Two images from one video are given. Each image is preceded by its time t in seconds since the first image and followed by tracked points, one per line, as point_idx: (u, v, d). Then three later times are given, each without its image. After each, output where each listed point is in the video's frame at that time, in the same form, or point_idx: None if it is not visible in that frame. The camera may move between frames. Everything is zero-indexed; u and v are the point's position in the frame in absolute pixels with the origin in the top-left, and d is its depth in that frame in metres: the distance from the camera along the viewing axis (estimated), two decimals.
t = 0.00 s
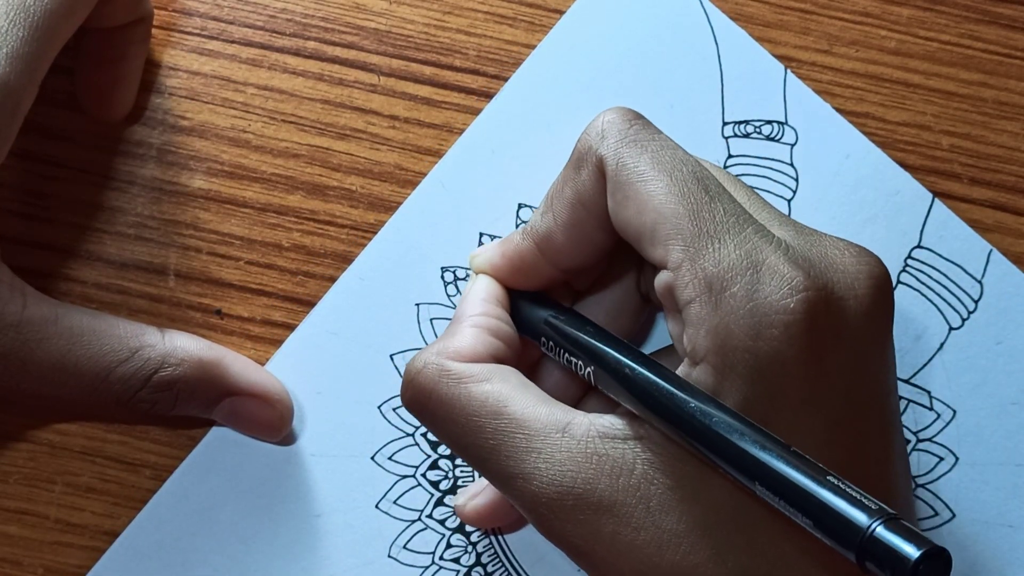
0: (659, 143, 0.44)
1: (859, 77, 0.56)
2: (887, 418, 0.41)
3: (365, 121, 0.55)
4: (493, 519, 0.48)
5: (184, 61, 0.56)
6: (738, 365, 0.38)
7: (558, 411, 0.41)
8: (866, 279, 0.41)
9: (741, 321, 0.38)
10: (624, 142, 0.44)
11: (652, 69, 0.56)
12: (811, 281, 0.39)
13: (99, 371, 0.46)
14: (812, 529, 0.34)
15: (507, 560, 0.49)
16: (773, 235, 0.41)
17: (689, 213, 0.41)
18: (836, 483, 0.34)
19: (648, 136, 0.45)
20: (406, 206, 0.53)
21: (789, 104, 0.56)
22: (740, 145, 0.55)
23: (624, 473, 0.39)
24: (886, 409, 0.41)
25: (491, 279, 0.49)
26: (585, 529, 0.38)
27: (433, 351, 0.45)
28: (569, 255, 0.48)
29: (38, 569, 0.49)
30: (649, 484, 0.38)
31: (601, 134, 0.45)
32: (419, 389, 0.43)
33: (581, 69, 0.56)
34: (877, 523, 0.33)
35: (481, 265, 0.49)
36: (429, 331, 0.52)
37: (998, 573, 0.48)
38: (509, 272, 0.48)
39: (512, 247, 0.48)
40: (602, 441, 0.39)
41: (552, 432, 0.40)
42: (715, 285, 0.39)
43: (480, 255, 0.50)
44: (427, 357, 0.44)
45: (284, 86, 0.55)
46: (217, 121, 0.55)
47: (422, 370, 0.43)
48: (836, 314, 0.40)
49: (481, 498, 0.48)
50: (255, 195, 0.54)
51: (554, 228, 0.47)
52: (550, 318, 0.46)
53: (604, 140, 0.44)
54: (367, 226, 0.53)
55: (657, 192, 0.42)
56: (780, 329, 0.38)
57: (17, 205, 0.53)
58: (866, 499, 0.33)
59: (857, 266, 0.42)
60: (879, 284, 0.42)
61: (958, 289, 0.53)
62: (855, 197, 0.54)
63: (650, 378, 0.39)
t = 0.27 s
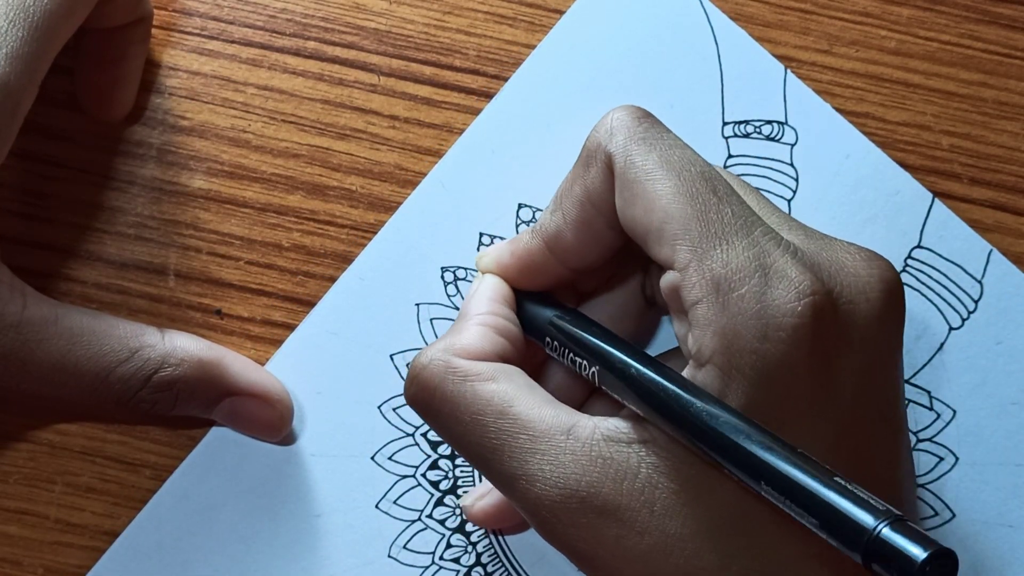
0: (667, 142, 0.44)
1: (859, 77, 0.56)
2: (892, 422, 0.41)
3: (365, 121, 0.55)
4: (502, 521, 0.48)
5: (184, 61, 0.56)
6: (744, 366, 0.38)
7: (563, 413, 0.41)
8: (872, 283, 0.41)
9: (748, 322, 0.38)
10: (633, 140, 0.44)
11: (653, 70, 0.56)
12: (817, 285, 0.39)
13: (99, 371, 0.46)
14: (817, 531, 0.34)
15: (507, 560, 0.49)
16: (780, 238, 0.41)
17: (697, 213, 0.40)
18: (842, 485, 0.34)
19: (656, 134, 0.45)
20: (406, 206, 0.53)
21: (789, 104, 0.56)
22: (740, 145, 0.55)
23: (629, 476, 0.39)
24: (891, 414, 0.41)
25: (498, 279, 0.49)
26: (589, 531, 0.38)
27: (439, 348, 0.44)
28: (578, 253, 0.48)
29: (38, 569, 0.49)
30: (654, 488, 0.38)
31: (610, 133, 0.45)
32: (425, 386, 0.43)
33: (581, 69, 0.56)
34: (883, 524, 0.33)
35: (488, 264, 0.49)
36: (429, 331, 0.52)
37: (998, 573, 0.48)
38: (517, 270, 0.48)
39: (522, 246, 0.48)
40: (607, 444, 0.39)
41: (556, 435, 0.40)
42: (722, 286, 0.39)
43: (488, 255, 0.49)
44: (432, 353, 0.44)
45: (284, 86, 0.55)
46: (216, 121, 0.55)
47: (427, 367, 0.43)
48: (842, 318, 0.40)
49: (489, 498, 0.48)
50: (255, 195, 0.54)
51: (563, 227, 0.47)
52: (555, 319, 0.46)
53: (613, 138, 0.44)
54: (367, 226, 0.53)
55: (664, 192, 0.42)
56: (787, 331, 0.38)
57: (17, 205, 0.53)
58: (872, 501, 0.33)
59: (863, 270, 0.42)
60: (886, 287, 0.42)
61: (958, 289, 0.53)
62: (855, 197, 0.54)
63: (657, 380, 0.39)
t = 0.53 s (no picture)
0: (658, 148, 0.44)
1: (859, 77, 0.56)
2: (887, 420, 0.41)
3: (365, 121, 0.55)
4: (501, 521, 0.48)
5: (184, 61, 0.56)
6: (739, 371, 0.38)
7: (559, 416, 0.41)
8: (866, 283, 0.41)
9: (742, 326, 0.38)
10: (623, 149, 0.44)
11: (653, 70, 0.56)
12: (812, 285, 0.39)
13: (99, 371, 0.46)
14: (812, 538, 0.34)
15: (507, 560, 0.49)
16: (774, 239, 0.41)
17: (690, 218, 0.41)
18: (836, 492, 0.34)
19: (647, 141, 0.45)
20: (406, 206, 0.53)
21: (789, 104, 0.56)
22: (740, 145, 0.55)
23: (624, 478, 0.39)
24: (886, 411, 0.41)
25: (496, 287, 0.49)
26: (585, 534, 0.38)
27: (433, 354, 0.45)
28: (575, 265, 0.48)
29: (38, 570, 0.49)
30: (649, 489, 0.38)
31: (601, 142, 0.45)
32: (420, 392, 0.43)
33: (581, 69, 0.56)
34: (877, 531, 0.32)
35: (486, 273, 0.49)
36: (429, 331, 0.52)
37: (998, 572, 0.48)
38: (513, 282, 0.48)
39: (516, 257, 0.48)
40: (602, 446, 0.39)
41: (552, 437, 0.40)
42: (716, 291, 0.39)
43: (485, 263, 0.49)
44: (427, 360, 0.44)
45: (284, 86, 0.55)
46: (217, 121, 0.55)
47: (422, 374, 0.43)
48: (837, 318, 0.40)
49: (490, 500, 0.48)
50: (256, 195, 0.54)
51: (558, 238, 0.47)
52: (553, 328, 0.46)
53: (604, 148, 0.44)
54: (367, 226, 0.53)
55: (657, 198, 0.42)
56: (781, 334, 0.38)
57: (17, 205, 0.53)
58: (866, 508, 0.33)
59: (858, 270, 0.42)
60: (880, 288, 0.42)
61: (957, 289, 0.53)
62: (855, 197, 0.54)
63: (651, 386, 0.39)
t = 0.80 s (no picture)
0: (676, 143, 0.44)
1: (859, 77, 0.56)
2: (898, 423, 0.41)
3: (365, 121, 0.55)
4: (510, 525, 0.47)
5: (184, 61, 0.56)
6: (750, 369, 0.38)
7: (569, 413, 0.41)
8: (879, 288, 0.41)
9: (754, 324, 0.38)
10: (642, 142, 0.44)
11: (653, 70, 0.56)
12: (824, 288, 0.39)
13: (99, 372, 0.46)
14: (823, 533, 0.34)
15: (507, 560, 0.49)
16: (787, 240, 0.41)
17: (705, 215, 0.41)
18: (848, 488, 0.34)
19: (665, 136, 0.45)
20: (406, 206, 0.53)
21: (789, 104, 0.56)
22: (740, 145, 0.55)
23: (633, 477, 0.39)
24: (898, 415, 0.41)
25: (509, 281, 0.49)
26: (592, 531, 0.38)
27: (445, 344, 0.44)
28: (589, 255, 0.48)
29: (38, 569, 0.49)
30: (658, 489, 0.38)
31: (619, 133, 0.45)
32: (430, 382, 0.43)
33: (582, 68, 0.56)
34: (889, 526, 0.32)
35: (498, 267, 0.49)
36: (429, 331, 0.52)
37: (998, 573, 0.48)
38: (527, 272, 0.49)
39: (531, 249, 0.49)
40: (612, 445, 0.39)
41: (561, 434, 0.40)
42: (729, 288, 0.39)
43: (497, 258, 0.50)
44: (439, 348, 0.44)
45: (284, 86, 0.55)
46: (216, 121, 0.55)
47: (433, 361, 0.43)
48: (848, 320, 0.40)
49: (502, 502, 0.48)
50: (255, 195, 0.54)
51: (573, 229, 0.47)
52: (563, 324, 0.46)
53: (622, 138, 0.45)
54: (367, 226, 0.53)
55: (672, 193, 0.42)
56: (793, 333, 0.38)
57: (17, 205, 0.53)
58: (879, 503, 0.33)
59: (870, 275, 0.42)
60: (893, 291, 0.42)
61: (958, 289, 0.53)
62: (855, 198, 0.54)
63: (664, 381, 0.39)
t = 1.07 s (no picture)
0: (668, 149, 0.44)
1: (859, 77, 0.56)
2: (896, 422, 0.41)
3: (365, 121, 0.55)
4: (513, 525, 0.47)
5: (184, 61, 0.56)
6: (747, 371, 0.38)
7: (565, 413, 0.41)
8: (875, 285, 0.41)
9: (751, 326, 0.38)
10: (633, 150, 0.45)
11: (653, 70, 0.56)
12: (821, 286, 0.39)
13: (99, 372, 0.46)
14: (819, 535, 0.34)
15: (507, 560, 0.49)
16: (783, 239, 0.41)
17: (700, 218, 0.41)
18: (842, 489, 0.34)
19: (657, 142, 0.45)
20: (406, 206, 0.53)
21: (789, 104, 0.56)
22: (740, 145, 0.55)
23: (629, 476, 0.39)
24: (895, 414, 0.41)
25: (504, 286, 0.48)
26: (589, 532, 0.38)
27: (440, 349, 0.45)
28: (584, 264, 0.48)
29: (38, 569, 0.49)
30: (654, 488, 0.38)
31: (610, 142, 0.45)
32: (425, 386, 0.43)
33: (581, 69, 0.56)
34: (883, 527, 0.32)
35: (494, 273, 0.49)
36: (429, 331, 0.52)
37: (998, 572, 0.48)
38: (522, 280, 0.48)
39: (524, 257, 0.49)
40: (607, 444, 0.39)
41: (556, 434, 0.40)
42: (725, 290, 0.39)
43: (494, 263, 0.49)
44: (433, 354, 0.44)
45: (284, 86, 0.55)
46: (217, 121, 0.55)
47: (428, 367, 0.43)
48: (847, 318, 0.40)
49: (503, 502, 0.47)
50: (256, 195, 0.54)
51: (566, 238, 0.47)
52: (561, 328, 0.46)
53: (613, 148, 0.45)
54: (367, 226, 0.53)
55: (667, 198, 0.42)
56: (790, 334, 0.38)
57: (17, 205, 0.53)
58: (872, 504, 0.33)
59: (866, 273, 0.42)
60: (889, 290, 0.42)
61: (957, 289, 0.53)
62: (855, 197, 0.54)
63: (659, 385, 0.39)
